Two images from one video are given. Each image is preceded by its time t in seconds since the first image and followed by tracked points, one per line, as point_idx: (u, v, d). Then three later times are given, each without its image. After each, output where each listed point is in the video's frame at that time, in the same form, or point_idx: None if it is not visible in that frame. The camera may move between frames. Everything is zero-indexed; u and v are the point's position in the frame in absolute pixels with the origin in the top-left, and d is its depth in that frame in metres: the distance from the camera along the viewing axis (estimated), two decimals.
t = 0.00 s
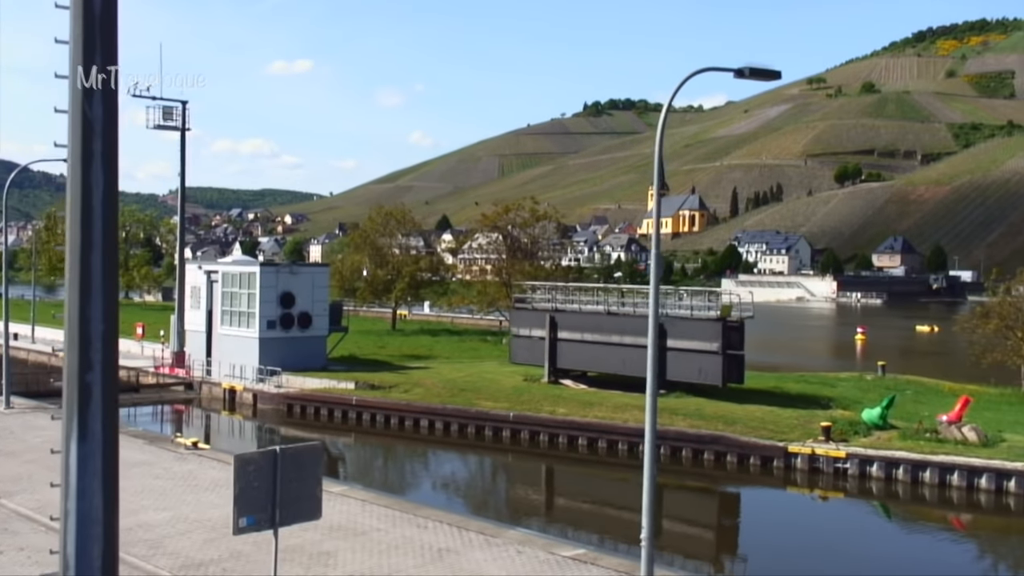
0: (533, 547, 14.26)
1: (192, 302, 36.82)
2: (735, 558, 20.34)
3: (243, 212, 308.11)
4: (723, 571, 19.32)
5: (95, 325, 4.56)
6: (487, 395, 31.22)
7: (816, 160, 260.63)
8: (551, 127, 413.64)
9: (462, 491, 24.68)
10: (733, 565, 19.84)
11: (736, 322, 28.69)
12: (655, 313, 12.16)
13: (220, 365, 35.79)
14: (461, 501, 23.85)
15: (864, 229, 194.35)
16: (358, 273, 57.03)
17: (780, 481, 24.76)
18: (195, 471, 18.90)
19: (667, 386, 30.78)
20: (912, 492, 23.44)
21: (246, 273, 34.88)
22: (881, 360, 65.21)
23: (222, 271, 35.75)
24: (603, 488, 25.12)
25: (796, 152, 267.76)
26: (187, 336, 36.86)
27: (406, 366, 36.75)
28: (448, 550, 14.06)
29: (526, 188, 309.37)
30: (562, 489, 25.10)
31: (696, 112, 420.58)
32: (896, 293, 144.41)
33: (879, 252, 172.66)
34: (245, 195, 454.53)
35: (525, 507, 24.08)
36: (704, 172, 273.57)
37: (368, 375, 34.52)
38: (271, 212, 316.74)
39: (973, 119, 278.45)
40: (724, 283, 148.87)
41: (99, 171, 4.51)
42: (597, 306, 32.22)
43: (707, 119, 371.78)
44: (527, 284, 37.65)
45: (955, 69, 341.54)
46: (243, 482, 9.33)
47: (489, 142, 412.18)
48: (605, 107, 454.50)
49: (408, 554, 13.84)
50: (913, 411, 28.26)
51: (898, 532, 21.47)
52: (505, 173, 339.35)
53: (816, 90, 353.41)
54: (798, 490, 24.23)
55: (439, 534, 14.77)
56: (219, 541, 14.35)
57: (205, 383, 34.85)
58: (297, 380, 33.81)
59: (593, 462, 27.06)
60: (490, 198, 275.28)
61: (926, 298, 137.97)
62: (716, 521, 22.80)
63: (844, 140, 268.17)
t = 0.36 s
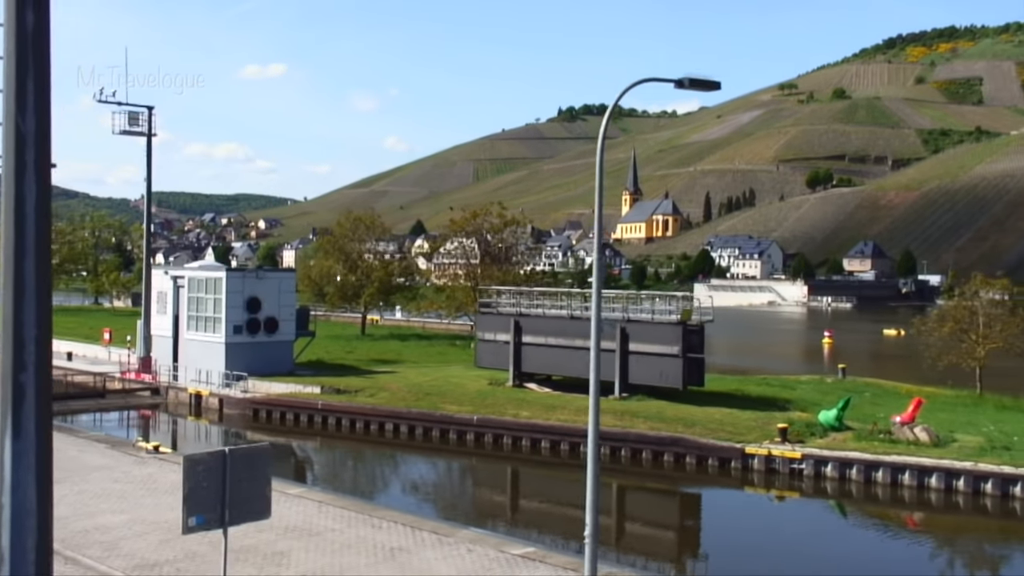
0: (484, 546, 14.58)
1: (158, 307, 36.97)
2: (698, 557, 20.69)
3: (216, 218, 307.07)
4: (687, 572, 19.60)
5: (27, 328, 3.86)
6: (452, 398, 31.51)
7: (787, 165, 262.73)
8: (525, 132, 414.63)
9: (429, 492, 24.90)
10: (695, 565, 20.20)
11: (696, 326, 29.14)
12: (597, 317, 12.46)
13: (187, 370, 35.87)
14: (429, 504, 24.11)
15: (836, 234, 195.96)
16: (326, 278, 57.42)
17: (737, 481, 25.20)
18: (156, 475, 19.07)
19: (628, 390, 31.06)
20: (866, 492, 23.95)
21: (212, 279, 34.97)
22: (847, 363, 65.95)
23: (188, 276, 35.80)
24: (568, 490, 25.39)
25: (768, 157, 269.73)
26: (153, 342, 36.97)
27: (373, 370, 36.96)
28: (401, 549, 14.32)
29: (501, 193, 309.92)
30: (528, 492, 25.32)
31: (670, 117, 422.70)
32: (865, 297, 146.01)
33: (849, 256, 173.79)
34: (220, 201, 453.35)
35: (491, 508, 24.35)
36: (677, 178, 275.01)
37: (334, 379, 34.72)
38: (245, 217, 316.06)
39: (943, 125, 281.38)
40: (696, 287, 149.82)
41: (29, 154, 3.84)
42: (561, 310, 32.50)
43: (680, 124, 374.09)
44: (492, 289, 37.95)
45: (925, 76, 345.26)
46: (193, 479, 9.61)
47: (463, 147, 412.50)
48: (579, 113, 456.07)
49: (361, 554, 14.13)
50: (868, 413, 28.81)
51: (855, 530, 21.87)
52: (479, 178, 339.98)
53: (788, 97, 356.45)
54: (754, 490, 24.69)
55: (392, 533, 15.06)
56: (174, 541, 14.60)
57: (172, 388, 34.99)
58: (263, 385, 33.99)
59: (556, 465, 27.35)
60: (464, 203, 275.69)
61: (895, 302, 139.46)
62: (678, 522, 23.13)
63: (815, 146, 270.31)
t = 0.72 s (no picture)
0: (428, 543, 14.89)
1: (118, 311, 37.09)
2: (652, 556, 21.12)
3: (183, 221, 305.48)
4: (642, 570, 19.98)
5: None
6: (409, 402, 31.82)
7: (754, 170, 264.86)
8: (495, 137, 415.32)
9: (389, 495, 25.16)
10: (650, 562, 20.61)
11: (650, 329, 29.59)
12: (536, 321, 12.88)
13: (146, 375, 35.95)
14: (390, 507, 24.36)
15: (801, 238, 197.84)
16: (289, 283, 57.71)
17: (688, 481, 25.67)
18: (107, 477, 19.25)
19: (585, 392, 31.39)
20: (814, 490, 24.50)
21: (171, 283, 35.17)
22: (807, 366, 66.68)
23: (147, 280, 36.00)
24: (525, 492, 25.68)
25: (735, 163, 271.88)
26: (113, 346, 37.06)
27: (333, 374, 37.23)
28: (346, 547, 14.63)
29: (469, 197, 310.46)
30: (485, 494, 25.65)
31: (638, 122, 425.24)
32: (828, 301, 147.58)
33: (814, 260, 175.46)
34: (187, 204, 451.23)
35: (449, 510, 24.63)
36: (645, 182, 276.52)
37: (294, 383, 34.92)
38: (211, 221, 314.62)
39: (906, 131, 284.78)
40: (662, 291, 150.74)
41: None
42: (518, 314, 32.86)
43: (648, 129, 376.40)
44: (451, 292, 38.28)
45: (889, 82, 349.41)
46: (134, 480, 9.96)
47: (432, 151, 412.58)
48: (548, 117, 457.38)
49: (306, 552, 14.42)
50: (819, 413, 29.37)
51: (804, 529, 22.38)
52: (448, 183, 340.43)
53: (755, 102, 359.47)
54: (705, 489, 25.16)
55: (340, 533, 15.34)
56: (123, 542, 14.82)
57: (131, 393, 35.01)
58: (222, 389, 34.14)
59: (513, 466, 27.70)
60: (433, 207, 275.93)
61: (858, 306, 141.02)
62: (633, 521, 23.52)
63: (781, 151, 272.66)
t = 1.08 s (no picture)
0: (366, 544, 15.16)
1: (69, 316, 36.97)
2: (601, 557, 21.47)
3: (143, 225, 303.17)
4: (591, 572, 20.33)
5: None
6: (361, 406, 32.02)
7: (715, 176, 266.70)
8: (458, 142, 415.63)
9: (344, 499, 25.34)
10: (599, 564, 20.97)
11: (599, 333, 29.97)
12: (470, 325, 13.23)
13: (98, 380, 35.85)
14: (345, 511, 24.54)
15: (761, 243, 199.56)
16: (245, 287, 57.69)
17: (634, 482, 26.10)
18: (51, 482, 19.35)
19: (536, 396, 31.67)
20: (757, 490, 25.01)
21: (123, 288, 35.20)
22: (763, 370, 67.36)
23: (99, 285, 35.99)
24: (476, 494, 25.94)
25: (697, 168, 273.61)
26: (65, 351, 36.91)
27: (287, 378, 37.34)
28: (286, 548, 14.86)
29: (433, 201, 310.20)
30: (437, 497, 25.90)
31: (601, 127, 426.73)
32: (787, 305, 148.95)
33: (773, 265, 176.98)
34: (147, 209, 447.53)
35: (401, 512, 24.83)
36: (608, 187, 277.64)
37: (247, 388, 34.99)
38: (172, 226, 312.38)
39: (865, 137, 287.89)
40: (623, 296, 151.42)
41: None
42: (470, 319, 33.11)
43: (611, 134, 377.99)
44: (404, 297, 38.48)
45: (849, 89, 353.14)
46: (69, 483, 10.08)
47: (395, 155, 411.84)
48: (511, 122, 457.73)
49: (245, 553, 14.66)
50: (764, 416, 29.85)
51: (748, 529, 22.83)
52: (411, 187, 340.10)
53: (716, 108, 361.90)
54: (651, 491, 25.61)
55: (280, 534, 15.56)
56: (65, 545, 14.97)
57: (83, 398, 34.90)
58: (175, 394, 34.17)
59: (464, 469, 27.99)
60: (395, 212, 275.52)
61: (816, 311, 142.50)
62: (582, 522, 23.84)
63: (742, 156, 274.43)
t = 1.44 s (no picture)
0: (300, 546, 15.32)
1: (14, 321, 36.75)
2: (545, 560, 21.76)
3: (97, 229, 299.92)
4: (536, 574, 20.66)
5: None
6: (307, 411, 32.13)
7: (672, 183, 268.45)
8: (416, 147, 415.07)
9: (291, 504, 25.41)
10: (542, 566, 21.32)
11: (544, 339, 30.30)
12: (398, 331, 13.48)
13: (43, 385, 35.61)
14: (291, 515, 24.63)
15: (716, 250, 201.25)
16: (194, 291, 57.43)
17: (576, 487, 26.42)
18: None
19: (481, 400, 31.90)
20: (692, 493, 25.48)
21: (69, 293, 35.11)
22: (714, 375, 68.01)
23: (44, 290, 35.81)
24: (421, 498, 26.11)
25: (654, 175, 275.32)
26: (10, 356, 36.66)
27: (234, 384, 37.34)
28: (218, 550, 14.99)
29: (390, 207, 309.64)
30: (383, 501, 26.01)
31: (559, 134, 428.38)
32: (741, 311, 150.40)
33: (729, 271, 178.55)
34: (101, 213, 442.53)
35: (348, 516, 24.93)
36: (565, 193, 278.75)
37: (193, 393, 34.90)
38: (126, 230, 309.39)
39: (820, 145, 291.08)
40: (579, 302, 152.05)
41: None
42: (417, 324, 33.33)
43: (569, 141, 379.41)
44: (352, 302, 38.57)
45: (804, 97, 357.11)
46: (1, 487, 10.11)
47: (353, 161, 410.56)
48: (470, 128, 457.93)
49: (177, 555, 14.77)
50: (705, 420, 30.29)
51: (688, 532, 23.23)
52: (369, 192, 339.18)
53: (673, 115, 364.57)
54: (593, 494, 25.95)
55: (214, 537, 15.69)
56: None
57: (27, 403, 34.70)
58: (120, 399, 34.08)
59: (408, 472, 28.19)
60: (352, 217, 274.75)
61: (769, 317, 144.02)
62: (526, 526, 24.11)
63: (698, 164, 276.66)
